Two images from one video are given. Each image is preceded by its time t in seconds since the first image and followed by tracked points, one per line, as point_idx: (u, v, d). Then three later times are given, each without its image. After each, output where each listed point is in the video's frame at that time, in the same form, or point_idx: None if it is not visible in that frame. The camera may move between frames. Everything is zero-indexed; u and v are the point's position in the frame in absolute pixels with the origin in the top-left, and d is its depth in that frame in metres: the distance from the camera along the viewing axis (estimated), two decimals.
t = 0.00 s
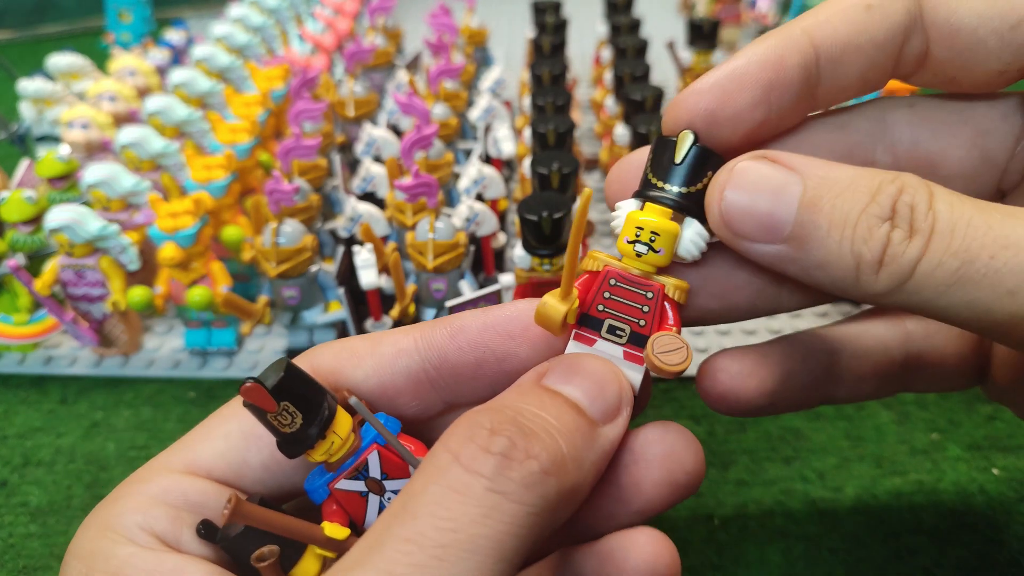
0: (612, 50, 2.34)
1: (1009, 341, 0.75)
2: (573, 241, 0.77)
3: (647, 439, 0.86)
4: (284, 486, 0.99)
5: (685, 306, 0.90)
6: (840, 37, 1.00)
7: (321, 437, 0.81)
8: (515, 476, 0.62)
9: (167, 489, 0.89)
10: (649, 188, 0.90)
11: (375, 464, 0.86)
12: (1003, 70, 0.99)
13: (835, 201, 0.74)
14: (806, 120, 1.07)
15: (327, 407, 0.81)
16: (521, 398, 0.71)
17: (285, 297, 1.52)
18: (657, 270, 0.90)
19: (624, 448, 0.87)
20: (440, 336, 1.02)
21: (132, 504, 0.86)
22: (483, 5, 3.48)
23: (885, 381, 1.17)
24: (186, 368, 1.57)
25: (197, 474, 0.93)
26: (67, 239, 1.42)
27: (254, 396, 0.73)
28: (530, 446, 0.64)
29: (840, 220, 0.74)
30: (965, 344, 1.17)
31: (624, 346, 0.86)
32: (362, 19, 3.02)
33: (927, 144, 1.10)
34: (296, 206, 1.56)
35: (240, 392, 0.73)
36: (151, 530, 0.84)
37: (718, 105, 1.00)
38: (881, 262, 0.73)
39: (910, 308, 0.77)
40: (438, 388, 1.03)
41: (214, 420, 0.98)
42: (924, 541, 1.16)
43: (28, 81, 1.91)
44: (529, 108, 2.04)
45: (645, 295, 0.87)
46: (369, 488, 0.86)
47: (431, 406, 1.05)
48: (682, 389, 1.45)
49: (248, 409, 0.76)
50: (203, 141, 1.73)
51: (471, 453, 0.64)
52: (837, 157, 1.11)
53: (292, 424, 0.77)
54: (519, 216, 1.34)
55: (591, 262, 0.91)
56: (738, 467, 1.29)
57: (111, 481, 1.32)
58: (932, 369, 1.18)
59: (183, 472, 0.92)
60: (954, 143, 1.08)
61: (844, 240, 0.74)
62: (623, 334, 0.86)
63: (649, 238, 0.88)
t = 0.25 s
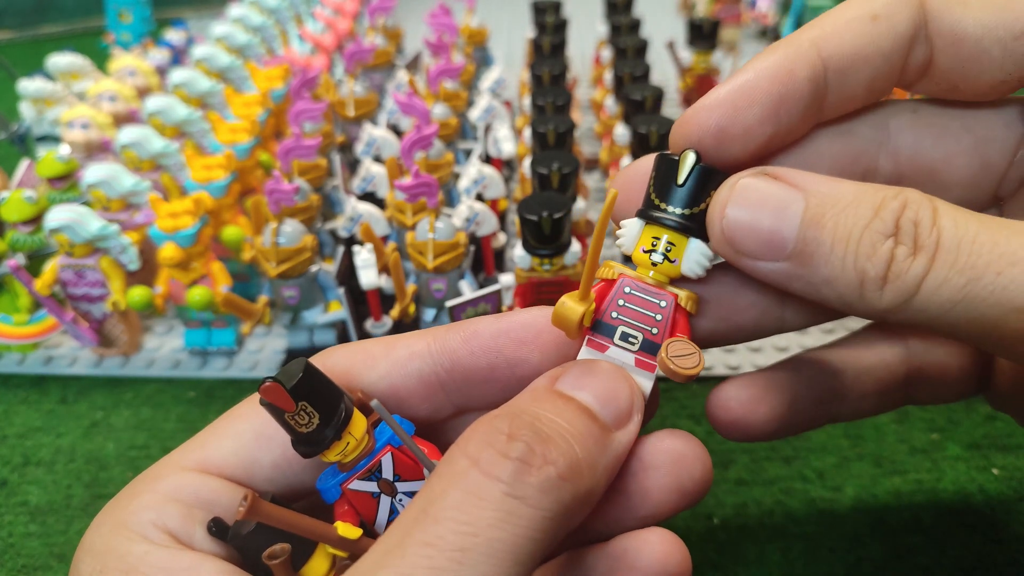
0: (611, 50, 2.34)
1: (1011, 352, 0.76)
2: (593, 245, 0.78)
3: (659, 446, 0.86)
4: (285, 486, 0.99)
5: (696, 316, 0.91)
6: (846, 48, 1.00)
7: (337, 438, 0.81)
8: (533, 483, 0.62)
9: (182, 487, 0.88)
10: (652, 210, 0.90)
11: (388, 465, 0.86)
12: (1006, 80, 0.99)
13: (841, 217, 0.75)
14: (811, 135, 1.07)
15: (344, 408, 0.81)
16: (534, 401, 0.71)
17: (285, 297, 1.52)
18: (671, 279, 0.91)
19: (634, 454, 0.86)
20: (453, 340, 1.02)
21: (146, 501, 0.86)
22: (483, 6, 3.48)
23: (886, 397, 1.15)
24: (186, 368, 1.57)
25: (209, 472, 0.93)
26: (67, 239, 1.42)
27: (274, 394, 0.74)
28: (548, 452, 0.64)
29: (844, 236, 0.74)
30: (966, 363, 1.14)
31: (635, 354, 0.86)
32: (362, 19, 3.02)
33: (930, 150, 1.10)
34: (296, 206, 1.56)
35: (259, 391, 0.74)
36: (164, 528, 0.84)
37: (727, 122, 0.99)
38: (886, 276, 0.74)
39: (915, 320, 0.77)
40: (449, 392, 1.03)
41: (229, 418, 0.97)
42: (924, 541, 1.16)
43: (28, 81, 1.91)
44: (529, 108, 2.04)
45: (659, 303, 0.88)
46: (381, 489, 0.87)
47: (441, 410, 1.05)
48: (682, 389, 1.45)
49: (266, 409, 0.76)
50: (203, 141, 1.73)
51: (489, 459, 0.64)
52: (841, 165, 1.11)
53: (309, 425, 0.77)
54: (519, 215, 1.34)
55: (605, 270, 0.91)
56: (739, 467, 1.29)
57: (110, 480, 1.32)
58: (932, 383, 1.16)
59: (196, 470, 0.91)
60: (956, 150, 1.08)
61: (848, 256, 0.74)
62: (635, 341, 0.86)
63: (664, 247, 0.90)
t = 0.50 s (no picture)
0: (611, 50, 2.34)
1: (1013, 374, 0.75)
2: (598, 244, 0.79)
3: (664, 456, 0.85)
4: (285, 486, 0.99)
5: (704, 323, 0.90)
6: (871, 75, 0.96)
7: (338, 437, 0.81)
8: (533, 479, 0.62)
9: (184, 484, 0.88)
10: (661, 216, 0.90)
11: (389, 464, 0.87)
12: (1006, 102, 0.99)
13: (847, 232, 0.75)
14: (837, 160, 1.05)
15: (346, 407, 0.81)
16: (536, 398, 0.71)
17: (285, 296, 1.52)
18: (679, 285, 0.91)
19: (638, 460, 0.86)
20: (457, 340, 1.02)
21: (148, 498, 0.86)
22: (483, 6, 3.48)
23: (887, 411, 1.14)
24: (186, 368, 1.57)
25: (213, 470, 0.92)
26: (67, 239, 1.42)
27: (275, 392, 0.73)
28: (548, 448, 0.64)
29: (849, 250, 0.75)
30: (960, 382, 1.14)
31: (640, 357, 0.85)
32: (362, 19, 3.02)
33: (930, 177, 1.07)
34: (296, 206, 1.56)
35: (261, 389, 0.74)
36: (165, 525, 0.84)
37: (745, 141, 0.96)
38: (890, 292, 0.74)
39: (919, 338, 0.76)
40: (453, 393, 1.03)
41: (233, 418, 0.97)
42: (924, 541, 1.16)
43: (28, 81, 1.91)
44: (529, 108, 2.04)
45: (665, 307, 0.88)
46: (382, 489, 0.87)
47: (444, 412, 1.05)
48: (682, 389, 1.45)
49: (268, 407, 0.76)
50: (203, 141, 1.73)
51: (489, 456, 0.64)
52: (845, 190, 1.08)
53: (311, 423, 0.77)
54: (519, 215, 1.34)
55: (614, 274, 0.91)
56: (739, 466, 1.29)
57: (110, 480, 1.32)
58: (931, 401, 1.16)
59: (197, 467, 0.91)
60: (957, 175, 1.06)
61: (854, 270, 0.75)
62: (640, 344, 0.85)
63: (673, 250, 0.90)
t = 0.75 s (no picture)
0: (612, 51, 2.34)
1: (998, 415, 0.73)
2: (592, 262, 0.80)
3: (660, 462, 0.85)
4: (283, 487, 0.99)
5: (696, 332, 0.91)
6: (869, 101, 0.93)
7: (337, 446, 0.81)
8: (530, 487, 0.62)
9: (179, 490, 0.89)
10: (654, 230, 0.91)
11: (387, 471, 0.86)
12: (993, 128, 0.96)
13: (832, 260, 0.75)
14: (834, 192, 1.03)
15: (343, 417, 0.81)
16: (531, 406, 0.71)
17: (286, 296, 1.52)
18: (671, 295, 0.91)
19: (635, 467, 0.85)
20: (451, 349, 1.02)
21: (144, 503, 0.86)
22: (483, 6, 3.48)
23: (862, 432, 1.15)
24: (186, 368, 1.57)
25: (206, 477, 0.93)
26: (67, 239, 1.42)
27: (273, 404, 0.73)
28: (544, 456, 0.64)
29: (833, 277, 0.75)
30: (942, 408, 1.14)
31: (633, 366, 0.84)
32: (362, 19, 3.02)
33: (915, 203, 1.04)
34: (296, 206, 1.57)
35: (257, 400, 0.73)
36: (160, 531, 0.84)
37: (739, 163, 0.93)
38: (870, 320, 0.73)
39: (901, 369, 0.75)
40: (447, 402, 1.03)
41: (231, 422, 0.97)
42: (923, 541, 1.16)
43: (28, 81, 1.91)
44: (529, 108, 2.04)
45: (657, 316, 0.88)
46: (380, 497, 0.87)
47: (439, 421, 1.05)
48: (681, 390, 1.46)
49: (266, 417, 0.76)
50: (203, 141, 1.73)
51: (486, 463, 0.64)
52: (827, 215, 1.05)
53: (309, 433, 0.77)
54: (519, 215, 1.34)
55: (608, 283, 0.91)
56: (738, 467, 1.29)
57: (110, 480, 1.32)
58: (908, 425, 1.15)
59: (192, 475, 0.92)
60: (940, 204, 1.03)
61: (836, 297, 0.74)
62: (633, 353, 0.85)
63: (665, 262, 0.90)
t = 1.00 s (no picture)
0: (612, 50, 2.34)
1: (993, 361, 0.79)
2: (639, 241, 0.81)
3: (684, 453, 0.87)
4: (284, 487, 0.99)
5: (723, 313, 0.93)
6: (864, 56, 1.05)
7: (366, 456, 0.81)
8: (571, 532, 0.63)
9: (190, 489, 0.89)
10: (675, 213, 0.90)
11: (413, 481, 0.86)
12: (1006, 93, 1.04)
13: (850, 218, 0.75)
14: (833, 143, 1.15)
15: (370, 427, 0.81)
16: (578, 430, 0.70)
17: (285, 297, 1.52)
18: (698, 278, 0.92)
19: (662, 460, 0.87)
20: (465, 342, 1.01)
21: (154, 503, 0.86)
22: (483, 6, 3.48)
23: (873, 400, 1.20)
24: (186, 368, 1.57)
25: (218, 474, 0.93)
26: (67, 239, 1.42)
27: (305, 415, 0.73)
28: (587, 501, 0.65)
29: (849, 235, 0.74)
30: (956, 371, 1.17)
31: (669, 353, 0.88)
32: (362, 19, 3.02)
33: (925, 158, 1.17)
34: (296, 206, 1.57)
35: (288, 408, 0.74)
36: (172, 531, 0.84)
37: (753, 129, 1.04)
38: (889, 280, 0.74)
39: (911, 325, 0.78)
40: (460, 393, 1.04)
41: (237, 420, 0.97)
42: (923, 541, 1.16)
43: (28, 81, 1.91)
44: (529, 108, 2.04)
45: (689, 302, 0.88)
46: (405, 506, 0.87)
47: (450, 410, 1.06)
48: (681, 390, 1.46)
49: (294, 431, 0.75)
50: (203, 141, 1.73)
51: (528, 502, 0.64)
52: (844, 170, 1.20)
53: (338, 444, 0.77)
54: (519, 215, 1.34)
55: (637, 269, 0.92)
56: (738, 466, 1.29)
57: (110, 480, 1.32)
58: (920, 389, 1.19)
59: (204, 472, 0.92)
60: (951, 160, 1.15)
61: (853, 256, 0.74)
62: (667, 340, 0.88)
63: (694, 245, 0.90)
